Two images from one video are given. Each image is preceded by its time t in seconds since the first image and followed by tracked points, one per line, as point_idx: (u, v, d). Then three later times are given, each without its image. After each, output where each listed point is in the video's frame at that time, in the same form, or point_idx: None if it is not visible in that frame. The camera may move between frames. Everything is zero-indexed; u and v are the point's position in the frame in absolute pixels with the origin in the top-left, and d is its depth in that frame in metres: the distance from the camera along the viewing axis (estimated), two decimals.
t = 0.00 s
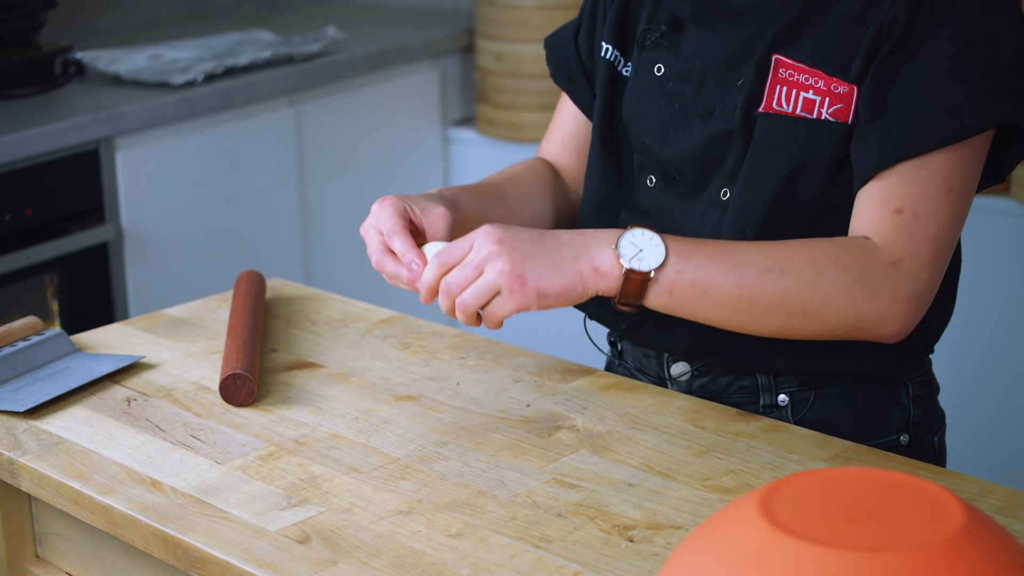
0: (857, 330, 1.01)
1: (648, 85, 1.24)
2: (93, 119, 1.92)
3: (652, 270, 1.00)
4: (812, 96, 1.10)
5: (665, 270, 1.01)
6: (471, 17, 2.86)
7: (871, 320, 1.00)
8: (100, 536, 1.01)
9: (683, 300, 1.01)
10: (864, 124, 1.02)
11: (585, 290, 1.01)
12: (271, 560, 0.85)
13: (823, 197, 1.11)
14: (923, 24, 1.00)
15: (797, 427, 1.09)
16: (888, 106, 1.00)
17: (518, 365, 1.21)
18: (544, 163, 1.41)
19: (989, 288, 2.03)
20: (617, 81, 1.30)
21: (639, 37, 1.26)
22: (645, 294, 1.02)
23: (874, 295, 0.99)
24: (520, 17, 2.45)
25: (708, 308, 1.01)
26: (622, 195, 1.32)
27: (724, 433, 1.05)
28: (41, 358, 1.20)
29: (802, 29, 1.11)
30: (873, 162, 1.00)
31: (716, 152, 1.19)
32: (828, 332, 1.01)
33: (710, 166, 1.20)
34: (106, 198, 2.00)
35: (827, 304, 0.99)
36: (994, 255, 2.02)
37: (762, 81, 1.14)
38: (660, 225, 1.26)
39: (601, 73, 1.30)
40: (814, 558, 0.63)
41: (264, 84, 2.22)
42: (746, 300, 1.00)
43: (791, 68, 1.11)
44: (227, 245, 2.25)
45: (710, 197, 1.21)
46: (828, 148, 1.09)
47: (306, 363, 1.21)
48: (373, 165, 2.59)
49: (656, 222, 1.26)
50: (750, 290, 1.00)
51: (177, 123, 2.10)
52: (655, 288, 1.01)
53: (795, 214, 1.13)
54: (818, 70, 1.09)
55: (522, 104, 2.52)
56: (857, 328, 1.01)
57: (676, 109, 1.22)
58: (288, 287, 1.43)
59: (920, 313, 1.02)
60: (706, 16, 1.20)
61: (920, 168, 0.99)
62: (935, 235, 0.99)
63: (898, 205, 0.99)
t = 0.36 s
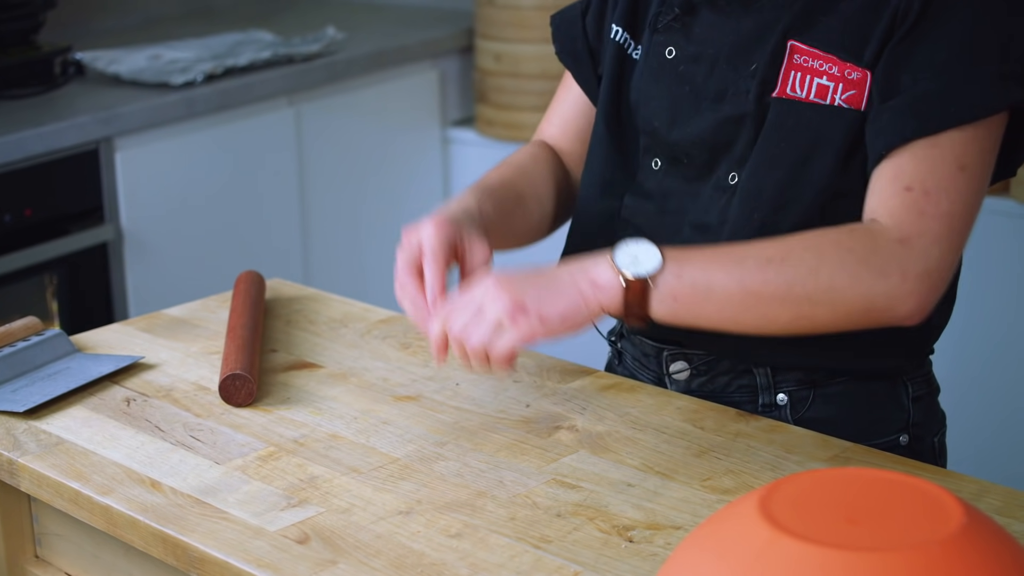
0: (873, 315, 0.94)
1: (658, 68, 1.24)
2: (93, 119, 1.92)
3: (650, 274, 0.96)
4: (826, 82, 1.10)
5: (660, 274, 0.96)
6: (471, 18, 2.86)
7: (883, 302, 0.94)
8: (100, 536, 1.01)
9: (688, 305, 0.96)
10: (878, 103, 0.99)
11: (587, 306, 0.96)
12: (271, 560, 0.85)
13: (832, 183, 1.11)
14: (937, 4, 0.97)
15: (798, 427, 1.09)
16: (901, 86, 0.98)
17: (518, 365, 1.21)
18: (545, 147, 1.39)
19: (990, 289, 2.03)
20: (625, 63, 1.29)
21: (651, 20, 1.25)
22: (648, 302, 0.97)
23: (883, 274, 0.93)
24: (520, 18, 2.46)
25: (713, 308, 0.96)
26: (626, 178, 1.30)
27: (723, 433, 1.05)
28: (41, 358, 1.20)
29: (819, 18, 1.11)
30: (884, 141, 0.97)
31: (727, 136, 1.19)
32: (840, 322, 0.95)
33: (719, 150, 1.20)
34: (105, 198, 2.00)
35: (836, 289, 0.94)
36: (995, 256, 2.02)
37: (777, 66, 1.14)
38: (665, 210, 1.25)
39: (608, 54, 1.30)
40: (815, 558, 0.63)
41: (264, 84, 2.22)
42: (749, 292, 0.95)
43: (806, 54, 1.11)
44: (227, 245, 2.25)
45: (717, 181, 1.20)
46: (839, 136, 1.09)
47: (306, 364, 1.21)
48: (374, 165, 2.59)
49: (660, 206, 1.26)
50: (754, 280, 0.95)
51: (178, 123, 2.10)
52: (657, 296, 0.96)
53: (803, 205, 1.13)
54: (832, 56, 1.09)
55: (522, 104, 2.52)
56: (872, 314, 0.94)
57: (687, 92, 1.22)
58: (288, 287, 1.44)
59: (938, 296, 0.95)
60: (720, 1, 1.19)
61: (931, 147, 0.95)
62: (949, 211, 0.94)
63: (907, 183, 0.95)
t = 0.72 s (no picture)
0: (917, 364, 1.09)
1: (643, 96, 1.23)
2: (92, 119, 1.92)
3: (708, 375, 1.07)
4: (815, 118, 1.09)
5: (717, 373, 1.08)
6: (470, 18, 2.86)
7: (923, 354, 1.08)
8: (99, 537, 1.01)
9: (743, 394, 1.08)
10: (897, 159, 1.04)
11: (651, 407, 1.06)
12: (270, 560, 0.85)
13: (828, 212, 1.11)
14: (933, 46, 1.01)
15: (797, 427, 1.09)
16: (919, 140, 1.03)
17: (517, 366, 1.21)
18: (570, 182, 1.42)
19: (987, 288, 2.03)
20: (612, 88, 1.30)
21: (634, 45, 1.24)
22: (706, 398, 1.07)
23: (912, 336, 1.07)
24: (519, 18, 2.46)
25: (768, 388, 1.09)
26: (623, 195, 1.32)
27: (722, 433, 1.05)
28: (40, 358, 1.20)
29: (802, 49, 1.11)
30: (914, 200, 1.03)
31: (716, 166, 1.18)
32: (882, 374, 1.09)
33: (712, 178, 1.19)
34: (105, 198, 2.00)
35: (872, 356, 1.08)
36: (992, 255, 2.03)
37: (762, 99, 1.13)
38: (664, 231, 1.25)
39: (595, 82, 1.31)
40: (815, 558, 0.63)
41: (264, 85, 2.22)
42: (793, 371, 1.08)
43: (795, 90, 1.10)
44: (226, 245, 2.25)
45: (713, 209, 1.20)
46: (831, 166, 1.09)
47: (305, 364, 1.21)
48: (373, 166, 2.59)
49: (660, 227, 1.26)
50: (795, 358, 1.08)
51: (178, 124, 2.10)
52: (714, 392, 1.07)
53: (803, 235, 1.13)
54: (822, 93, 1.08)
55: (521, 104, 2.52)
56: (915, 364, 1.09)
57: (673, 120, 1.21)
58: (286, 288, 1.44)
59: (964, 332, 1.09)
60: (701, 27, 1.18)
61: (950, 205, 1.03)
62: (965, 265, 1.04)
63: (923, 249, 1.04)
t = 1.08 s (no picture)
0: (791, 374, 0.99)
1: (626, 115, 1.23)
2: (88, 119, 1.92)
3: (575, 407, 1.00)
4: (764, 117, 1.10)
5: (585, 404, 1.00)
6: (467, 17, 2.86)
7: (795, 363, 0.98)
8: (96, 537, 1.01)
9: (615, 422, 0.99)
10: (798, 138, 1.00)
11: (522, 447, 0.99)
12: (267, 560, 0.85)
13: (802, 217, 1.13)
14: (856, 36, 0.97)
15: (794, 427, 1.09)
16: (816, 121, 0.99)
17: (514, 365, 1.21)
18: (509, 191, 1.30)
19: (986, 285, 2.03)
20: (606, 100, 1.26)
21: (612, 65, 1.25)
22: (579, 432, 1.00)
23: (789, 340, 0.98)
24: (516, 17, 2.45)
25: (641, 416, 0.99)
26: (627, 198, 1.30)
27: (720, 433, 1.05)
28: (36, 358, 1.19)
29: (747, 55, 1.11)
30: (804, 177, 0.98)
31: (688, 177, 1.19)
32: (760, 387, 0.99)
33: (690, 187, 1.20)
34: (102, 198, 2.00)
35: (744, 365, 0.98)
36: (991, 253, 2.03)
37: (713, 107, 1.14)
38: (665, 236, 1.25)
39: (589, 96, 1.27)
40: (812, 558, 0.63)
41: (261, 85, 2.22)
42: (665, 391, 0.98)
43: (739, 93, 1.11)
44: (224, 245, 2.25)
45: (697, 216, 1.21)
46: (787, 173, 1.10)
47: (302, 363, 1.21)
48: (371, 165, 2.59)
49: (661, 230, 1.26)
50: (668, 378, 0.98)
51: (175, 123, 2.10)
52: (586, 424, 1.00)
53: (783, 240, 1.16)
54: (766, 93, 1.09)
55: (518, 104, 2.52)
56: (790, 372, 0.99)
57: (654, 138, 1.21)
58: (284, 287, 1.43)
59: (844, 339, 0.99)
60: (676, 47, 1.18)
61: (836, 194, 0.95)
62: (849, 261, 0.96)
63: (807, 237, 0.96)
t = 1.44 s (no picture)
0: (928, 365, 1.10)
1: (648, 108, 1.26)
2: (88, 119, 1.92)
3: (720, 372, 1.09)
4: (814, 121, 1.12)
5: (729, 369, 1.10)
6: (466, 18, 2.86)
7: (932, 356, 1.09)
8: (95, 537, 1.00)
9: (754, 392, 1.10)
10: (902, 161, 1.07)
11: (664, 404, 1.07)
12: (267, 560, 0.85)
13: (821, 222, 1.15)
14: (931, 55, 1.05)
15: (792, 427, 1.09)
16: (921, 138, 1.05)
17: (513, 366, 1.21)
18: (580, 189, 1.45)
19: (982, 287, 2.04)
20: (618, 97, 1.31)
21: (636, 58, 1.28)
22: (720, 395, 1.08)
23: (926, 339, 1.08)
24: (515, 17, 2.46)
25: (779, 388, 1.10)
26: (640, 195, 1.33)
27: (719, 433, 1.05)
28: (36, 358, 1.19)
29: (798, 53, 1.14)
30: (919, 199, 1.05)
31: (717, 173, 1.21)
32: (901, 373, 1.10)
33: (716, 184, 1.22)
34: (101, 198, 2.00)
35: (882, 356, 1.09)
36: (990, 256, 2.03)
37: (763, 106, 1.16)
38: (673, 236, 1.28)
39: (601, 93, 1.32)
40: (812, 558, 0.63)
41: (260, 85, 2.22)
42: (807, 371, 1.09)
43: (792, 94, 1.14)
44: (223, 245, 2.25)
45: (717, 214, 1.23)
46: (825, 173, 1.13)
47: (301, 364, 1.21)
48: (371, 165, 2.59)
49: (668, 231, 1.29)
50: (808, 358, 1.09)
51: (174, 124, 2.10)
52: (727, 386, 1.09)
53: (795, 242, 1.17)
54: (820, 96, 1.12)
55: (518, 104, 2.52)
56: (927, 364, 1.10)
57: (677, 131, 1.24)
58: (283, 287, 1.43)
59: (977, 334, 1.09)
60: (704, 39, 1.21)
61: (954, 211, 1.05)
62: (971, 269, 1.06)
63: (935, 250, 1.06)
